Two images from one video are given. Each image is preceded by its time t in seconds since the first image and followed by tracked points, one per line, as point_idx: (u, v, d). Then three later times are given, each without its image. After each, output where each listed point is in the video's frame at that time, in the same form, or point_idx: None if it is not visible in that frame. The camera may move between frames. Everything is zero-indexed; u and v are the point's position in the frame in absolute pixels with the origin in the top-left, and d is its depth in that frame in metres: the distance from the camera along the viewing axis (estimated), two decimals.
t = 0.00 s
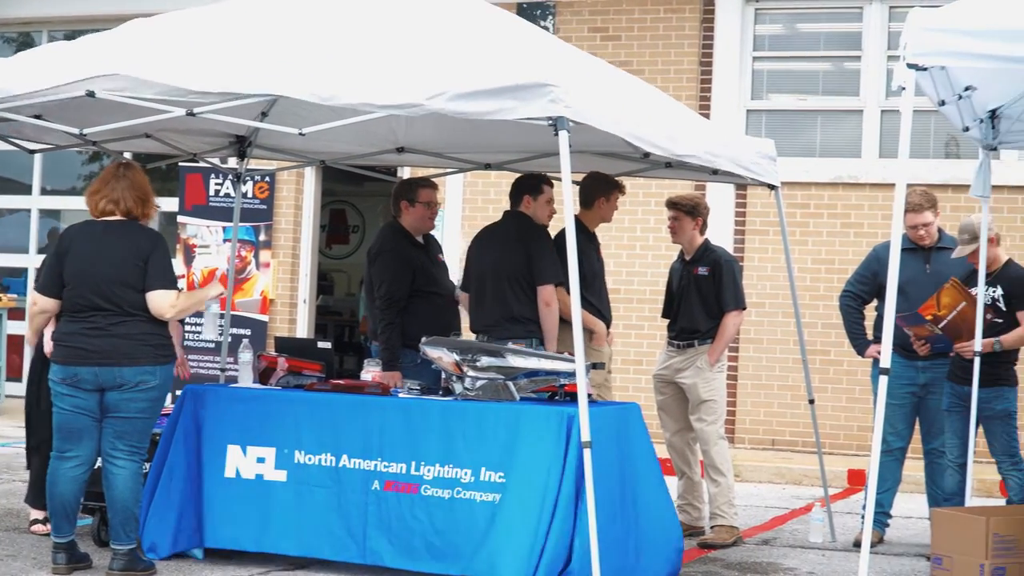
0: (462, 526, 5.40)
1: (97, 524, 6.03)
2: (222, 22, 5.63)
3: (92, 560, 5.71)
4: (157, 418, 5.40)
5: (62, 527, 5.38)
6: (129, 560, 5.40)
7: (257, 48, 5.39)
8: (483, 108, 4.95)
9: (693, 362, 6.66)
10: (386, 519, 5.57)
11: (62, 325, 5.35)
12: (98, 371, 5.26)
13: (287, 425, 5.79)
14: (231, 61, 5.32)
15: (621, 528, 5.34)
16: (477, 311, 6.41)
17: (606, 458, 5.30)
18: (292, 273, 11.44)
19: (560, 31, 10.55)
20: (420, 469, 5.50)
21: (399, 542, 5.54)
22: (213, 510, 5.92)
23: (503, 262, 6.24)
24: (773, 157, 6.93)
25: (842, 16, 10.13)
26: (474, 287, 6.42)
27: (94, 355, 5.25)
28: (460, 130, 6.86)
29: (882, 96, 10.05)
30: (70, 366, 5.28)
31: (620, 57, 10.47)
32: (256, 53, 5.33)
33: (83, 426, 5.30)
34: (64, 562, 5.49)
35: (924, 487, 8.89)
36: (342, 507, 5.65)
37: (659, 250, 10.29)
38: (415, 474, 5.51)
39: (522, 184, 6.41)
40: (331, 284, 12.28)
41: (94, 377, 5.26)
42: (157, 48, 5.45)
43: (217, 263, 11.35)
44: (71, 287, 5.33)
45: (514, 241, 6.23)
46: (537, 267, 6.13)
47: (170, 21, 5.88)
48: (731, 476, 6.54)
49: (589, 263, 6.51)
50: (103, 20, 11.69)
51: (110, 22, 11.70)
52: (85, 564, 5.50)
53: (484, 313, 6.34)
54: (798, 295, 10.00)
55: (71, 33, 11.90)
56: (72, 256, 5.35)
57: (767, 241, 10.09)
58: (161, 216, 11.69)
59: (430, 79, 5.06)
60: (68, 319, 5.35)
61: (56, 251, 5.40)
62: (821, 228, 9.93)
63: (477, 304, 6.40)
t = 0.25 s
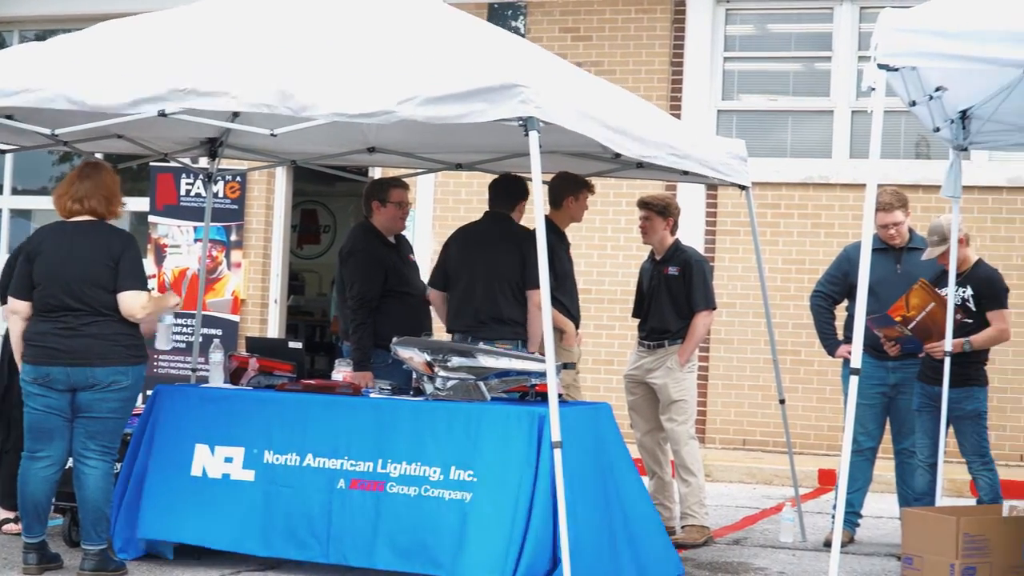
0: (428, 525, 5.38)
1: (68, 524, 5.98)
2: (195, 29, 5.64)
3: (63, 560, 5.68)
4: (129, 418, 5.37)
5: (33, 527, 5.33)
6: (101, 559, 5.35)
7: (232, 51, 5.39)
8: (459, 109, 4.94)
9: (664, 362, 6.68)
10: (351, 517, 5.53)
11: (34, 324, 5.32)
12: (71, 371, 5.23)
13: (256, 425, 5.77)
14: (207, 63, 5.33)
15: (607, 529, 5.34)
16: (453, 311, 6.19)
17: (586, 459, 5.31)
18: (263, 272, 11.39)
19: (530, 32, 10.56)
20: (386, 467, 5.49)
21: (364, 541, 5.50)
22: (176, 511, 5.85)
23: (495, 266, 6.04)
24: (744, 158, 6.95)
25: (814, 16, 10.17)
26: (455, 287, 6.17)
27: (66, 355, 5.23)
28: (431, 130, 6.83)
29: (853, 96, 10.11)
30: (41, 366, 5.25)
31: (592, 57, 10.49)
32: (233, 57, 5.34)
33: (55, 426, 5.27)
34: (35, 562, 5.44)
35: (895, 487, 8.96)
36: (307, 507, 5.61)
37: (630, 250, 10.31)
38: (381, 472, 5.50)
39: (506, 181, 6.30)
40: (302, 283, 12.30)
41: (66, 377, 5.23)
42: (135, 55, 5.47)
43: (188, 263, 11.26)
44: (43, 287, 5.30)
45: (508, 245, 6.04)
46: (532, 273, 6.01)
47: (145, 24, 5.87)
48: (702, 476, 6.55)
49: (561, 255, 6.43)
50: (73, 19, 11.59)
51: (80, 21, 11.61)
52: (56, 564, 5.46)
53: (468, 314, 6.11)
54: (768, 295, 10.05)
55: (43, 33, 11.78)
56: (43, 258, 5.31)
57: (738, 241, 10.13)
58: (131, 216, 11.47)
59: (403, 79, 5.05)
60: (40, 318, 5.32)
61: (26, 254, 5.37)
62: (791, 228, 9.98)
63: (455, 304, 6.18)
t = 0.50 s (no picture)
0: (390, 521, 5.33)
1: (36, 524, 5.95)
2: (166, 29, 5.63)
3: (31, 561, 5.63)
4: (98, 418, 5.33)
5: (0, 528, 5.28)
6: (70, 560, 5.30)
7: (203, 50, 5.37)
8: (431, 109, 4.92)
9: (632, 361, 6.69)
10: (311, 514, 5.48)
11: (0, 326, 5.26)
12: (39, 371, 5.17)
13: (221, 423, 5.75)
14: (179, 63, 5.31)
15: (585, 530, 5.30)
16: (431, 311, 6.10)
17: (555, 459, 5.30)
18: (231, 273, 11.30)
19: (498, 32, 10.56)
20: (350, 463, 5.47)
21: (323, 538, 5.43)
22: (137, 511, 5.79)
23: (475, 267, 6.02)
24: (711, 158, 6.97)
25: (782, 17, 10.21)
26: (432, 292, 6.09)
27: (34, 355, 5.17)
28: (400, 131, 6.77)
29: (820, 97, 10.16)
30: (10, 366, 5.18)
31: (560, 57, 10.50)
32: (205, 56, 5.32)
33: (23, 426, 5.22)
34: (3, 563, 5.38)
35: (862, 487, 9.01)
36: (269, 504, 5.56)
37: (598, 250, 10.32)
38: (343, 467, 5.48)
39: (475, 181, 6.27)
40: (270, 283, 12.20)
41: (35, 377, 5.17)
42: (108, 59, 5.47)
43: (157, 263, 11.17)
44: (9, 288, 5.25)
45: (489, 246, 6.05)
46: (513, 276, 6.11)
47: (115, 23, 5.84)
48: (670, 475, 6.57)
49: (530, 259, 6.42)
50: (38, 17, 11.48)
51: (46, 19, 11.50)
52: (24, 564, 5.40)
53: (446, 319, 6.04)
54: (736, 294, 10.09)
55: (9, 31, 11.67)
56: (9, 258, 5.27)
57: (706, 241, 10.17)
58: (99, 216, 11.42)
59: (373, 79, 5.03)
60: (7, 319, 5.26)
61: None
62: (759, 228, 10.02)
63: (434, 303, 6.09)
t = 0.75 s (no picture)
0: (360, 516, 5.30)
1: (8, 524, 5.87)
2: (139, 27, 5.60)
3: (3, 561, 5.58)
4: (70, 418, 5.30)
5: None
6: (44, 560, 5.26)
7: (177, 48, 5.34)
8: (405, 108, 4.91)
9: (605, 361, 6.69)
10: (280, 509, 5.44)
11: None
12: (11, 371, 5.14)
13: (192, 420, 5.72)
14: (151, 61, 5.28)
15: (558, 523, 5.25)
16: (401, 311, 6.07)
17: (526, 455, 5.31)
18: (204, 273, 11.23)
19: (471, 31, 10.56)
20: (320, 457, 5.46)
21: (291, 532, 5.39)
22: (102, 509, 5.74)
23: (445, 265, 6.01)
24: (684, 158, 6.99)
25: (755, 17, 10.24)
26: (401, 290, 6.07)
27: (6, 354, 5.13)
28: (373, 131, 6.75)
29: (793, 97, 10.19)
30: None
31: (533, 57, 10.51)
32: (178, 54, 5.29)
33: None
34: None
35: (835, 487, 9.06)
36: (239, 500, 5.52)
37: (571, 249, 10.32)
38: (313, 461, 5.46)
39: (445, 178, 6.24)
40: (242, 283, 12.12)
41: (6, 377, 5.14)
42: (80, 54, 5.43)
43: (130, 263, 11.09)
44: None
45: (458, 243, 6.06)
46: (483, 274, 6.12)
47: (87, 21, 5.80)
48: (643, 475, 6.58)
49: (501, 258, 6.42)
50: (8, 15, 11.39)
51: (16, 17, 11.41)
52: None
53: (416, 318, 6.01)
54: (709, 294, 10.12)
55: None
56: None
57: (678, 241, 10.19)
58: (71, 215, 11.37)
59: (346, 78, 5.02)
60: None
61: None
62: (732, 228, 10.06)
63: (404, 303, 6.06)
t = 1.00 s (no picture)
0: (330, 510, 5.27)
1: None
2: (110, 26, 5.56)
3: None
4: (39, 419, 5.26)
5: None
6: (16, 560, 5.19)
7: (149, 47, 5.31)
8: (376, 108, 4.89)
9: (575, 361, 6.68)
10: (251, 505, 5.41)
11: None
12: None
13: (160, 417, 5.67)
14: (123, 60, 5.24)
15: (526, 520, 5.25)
16: (361, 309, 6.06)
17: (497, 451, 5.30)
18: (175, 273, 11.16)
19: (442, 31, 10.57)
20: (289, 452, 5.44)
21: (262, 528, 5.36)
22: (66, 501, 5.70)
23: (407, 262, 5.99)
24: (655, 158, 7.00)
25: (726, 17, 10.28)
26: (365, 287, 6.04)
27: None
28: (344, 131, 6.73)
29: (764, 97, 10.22)
30: None
31: (504, 57, 10.51)
32: (150, 54, 5.26)
33: None
34: None
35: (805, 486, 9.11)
36: (209, 498, 5.48)
37: (542, 250, 10.32)
38: (282, 457, 5.44)
39: (410, 177, 6.20)
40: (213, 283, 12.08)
41: None
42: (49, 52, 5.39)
43: (101, 262, 11.00)
44: None
45: (424, 238, 6.03)
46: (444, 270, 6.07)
47: (57, 19, 5.76)
48: (615, 475, 6.59)
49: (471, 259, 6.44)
50: None
51: None
52: None
53: (378, 315, 5.99)
54: (680, 294, 10.15)
55: None
56: None
57: (650, 241, 10.22)
58: (42, 215, 11.18)
59: (317, 77, 5.00)
60: None
61: None
62: (703, 228, 10.09)
63: (363, 302, 6.05)
